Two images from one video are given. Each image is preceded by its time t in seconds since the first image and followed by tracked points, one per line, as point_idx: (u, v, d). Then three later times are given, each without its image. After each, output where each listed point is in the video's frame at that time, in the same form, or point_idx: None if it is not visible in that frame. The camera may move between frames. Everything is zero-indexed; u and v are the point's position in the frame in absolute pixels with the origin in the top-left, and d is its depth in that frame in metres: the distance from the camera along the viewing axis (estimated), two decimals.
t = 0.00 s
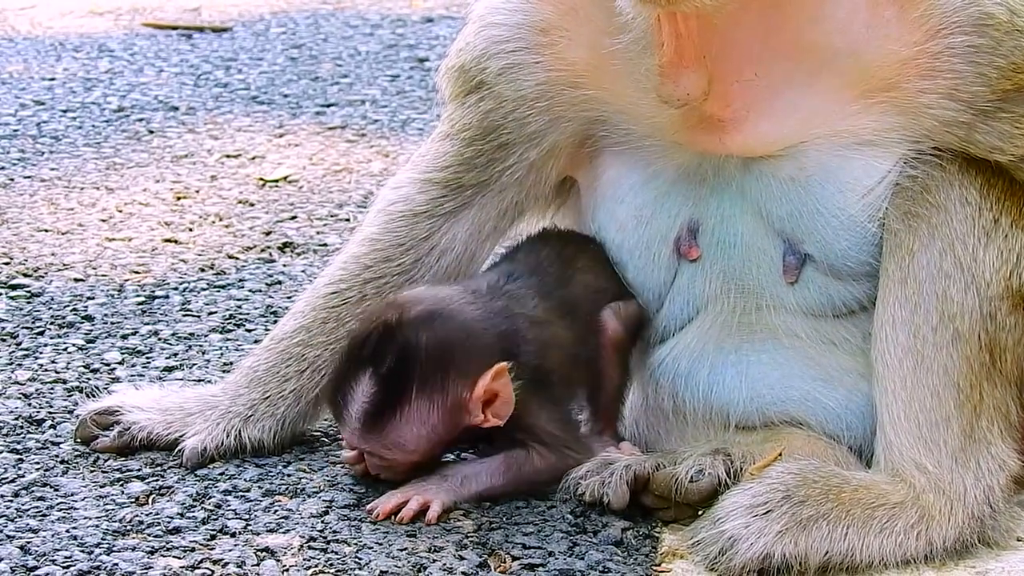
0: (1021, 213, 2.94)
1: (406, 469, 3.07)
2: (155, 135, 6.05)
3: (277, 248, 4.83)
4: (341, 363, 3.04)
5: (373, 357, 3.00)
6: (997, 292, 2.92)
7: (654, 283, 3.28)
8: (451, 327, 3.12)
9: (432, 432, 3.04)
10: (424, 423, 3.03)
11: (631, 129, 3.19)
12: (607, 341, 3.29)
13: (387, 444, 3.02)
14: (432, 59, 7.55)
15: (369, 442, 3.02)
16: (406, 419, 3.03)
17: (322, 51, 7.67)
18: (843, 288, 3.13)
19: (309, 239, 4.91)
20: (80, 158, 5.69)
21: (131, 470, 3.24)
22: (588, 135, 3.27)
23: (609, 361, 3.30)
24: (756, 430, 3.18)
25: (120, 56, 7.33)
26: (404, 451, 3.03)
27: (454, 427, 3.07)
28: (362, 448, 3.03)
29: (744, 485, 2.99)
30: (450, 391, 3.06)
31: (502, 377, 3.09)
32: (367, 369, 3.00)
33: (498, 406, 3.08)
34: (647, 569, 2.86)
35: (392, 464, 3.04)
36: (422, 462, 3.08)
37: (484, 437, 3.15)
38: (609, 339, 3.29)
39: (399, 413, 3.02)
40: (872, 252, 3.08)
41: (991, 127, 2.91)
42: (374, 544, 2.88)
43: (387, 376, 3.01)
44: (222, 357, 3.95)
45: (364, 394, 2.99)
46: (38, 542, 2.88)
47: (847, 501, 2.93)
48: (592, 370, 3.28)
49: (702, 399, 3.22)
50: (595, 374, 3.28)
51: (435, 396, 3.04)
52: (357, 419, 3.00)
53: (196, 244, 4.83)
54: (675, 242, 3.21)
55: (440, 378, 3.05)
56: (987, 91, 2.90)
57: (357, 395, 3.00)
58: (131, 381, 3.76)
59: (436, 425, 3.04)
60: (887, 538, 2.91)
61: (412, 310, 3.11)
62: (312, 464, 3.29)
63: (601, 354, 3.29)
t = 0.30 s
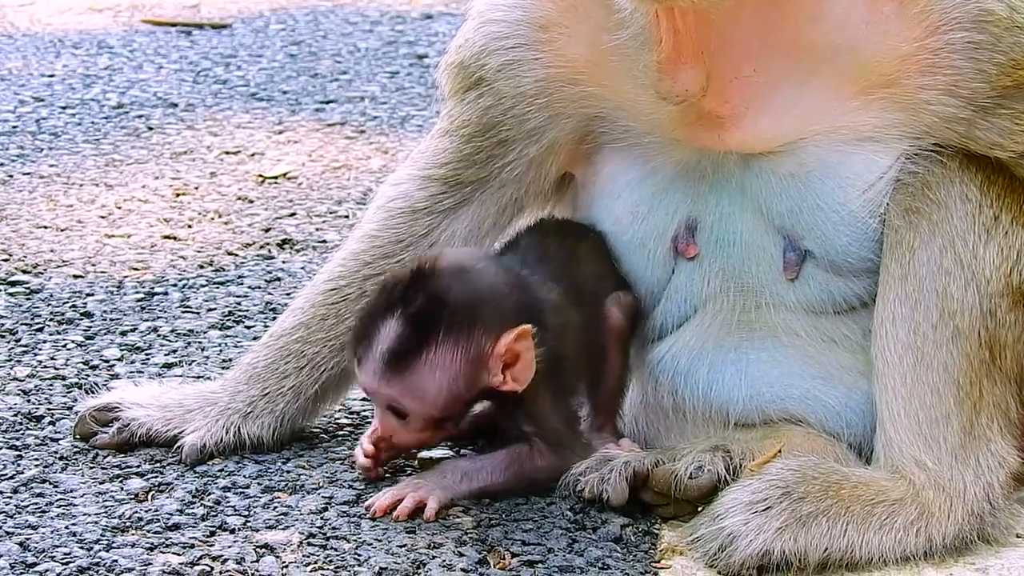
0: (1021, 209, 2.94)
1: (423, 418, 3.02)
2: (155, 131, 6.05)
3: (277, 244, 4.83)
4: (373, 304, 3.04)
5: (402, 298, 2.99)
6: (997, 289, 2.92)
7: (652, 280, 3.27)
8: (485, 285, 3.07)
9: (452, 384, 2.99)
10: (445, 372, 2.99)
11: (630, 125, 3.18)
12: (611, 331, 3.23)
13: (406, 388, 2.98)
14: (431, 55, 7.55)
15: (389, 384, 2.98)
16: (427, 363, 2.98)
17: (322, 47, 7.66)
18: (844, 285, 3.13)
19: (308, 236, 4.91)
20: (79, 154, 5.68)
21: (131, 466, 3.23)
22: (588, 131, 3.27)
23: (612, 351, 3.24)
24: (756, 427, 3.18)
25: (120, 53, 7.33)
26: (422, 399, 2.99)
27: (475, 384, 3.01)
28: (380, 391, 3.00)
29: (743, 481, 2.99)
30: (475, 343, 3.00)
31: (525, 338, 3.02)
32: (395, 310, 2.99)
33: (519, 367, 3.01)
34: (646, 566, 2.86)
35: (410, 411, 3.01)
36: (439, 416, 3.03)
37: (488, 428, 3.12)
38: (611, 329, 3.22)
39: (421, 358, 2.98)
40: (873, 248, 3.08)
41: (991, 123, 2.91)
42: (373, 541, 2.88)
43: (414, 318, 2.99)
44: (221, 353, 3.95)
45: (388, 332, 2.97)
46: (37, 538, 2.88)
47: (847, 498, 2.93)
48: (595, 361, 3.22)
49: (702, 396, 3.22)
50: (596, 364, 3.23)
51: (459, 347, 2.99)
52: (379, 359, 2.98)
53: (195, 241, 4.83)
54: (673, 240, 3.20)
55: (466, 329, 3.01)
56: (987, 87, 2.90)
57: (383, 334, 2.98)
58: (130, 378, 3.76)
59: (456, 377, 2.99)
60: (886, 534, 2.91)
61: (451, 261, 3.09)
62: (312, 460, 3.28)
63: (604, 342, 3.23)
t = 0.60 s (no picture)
0: None
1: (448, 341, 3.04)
2: (154, 128, 6.04)
3: (277, 241, 4.82)
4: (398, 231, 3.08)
5: (425, 219, 3.04)
6: (1000, 288, 2.93)
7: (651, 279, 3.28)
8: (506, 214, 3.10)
9: (474, 301, 3.02)
10: (467, 288, 3.02)
11: (630, 124, 3.18)
12: (616, 316, 3.25)
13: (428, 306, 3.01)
14: (431, 52, 7.55)
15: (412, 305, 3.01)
16: (445, 279, 3.02)
17: (321, 44, 7.65)
18: (846, 283, 3.12)
19: (309, 233, 4.90)
20: (79, 151, 5.68)
21: (132, 463, 3.23)
22: (589, 130, 3.26)
23: (615, 335, 3.26)
24: (757, 426, 3.17)
25: (120, 49, 7.32)
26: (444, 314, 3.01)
27: (497, 303, 3.03)
28: (402, 313, 3.02)
29: (745, 480, 2.99)
30: (496, 261, 3.03)
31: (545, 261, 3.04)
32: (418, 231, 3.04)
33: (540, 289, 3.03)
34: (648, 564, 2.86)
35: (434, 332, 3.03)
36: (460, 340, 3.05)
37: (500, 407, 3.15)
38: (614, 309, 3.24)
39: (438, 278, 3.02)
40: (875, 246, 3.07)
41: (992, 122, 2.91)
42: (374, 538, 2.88)
43: (436, 239, 3.03)
44: (222, 350, 3.95)
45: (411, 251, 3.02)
46: (38, 535, 2.87)
47: (849, 496, 2.93)
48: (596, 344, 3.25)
49: (703, 395, 3.21)
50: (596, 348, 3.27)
51: (480, 267, 3.03)
52: (400, 280, 3.02)
53: (195, 237, 4.82)
54: (665, 242, 3.22)
55: (487, 250, 3.04)
56: (988, 85, 2.90)
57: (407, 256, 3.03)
58: (131, 374, 3.76)
59: (478, 293, 3.02)
60: (888, 533, 2.90)
61: (474, 188, 3.13)
62: (313, 457, 3.28)
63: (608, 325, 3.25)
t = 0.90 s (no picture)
0: None
1: (434, 379, 3.07)
2: (156, 125, 6.04)
3: (278, 238, 4.82)
4: (361, 282, 3.05)
5: (383, 277, 3.00)
6: (1002, 285, 2.92)
7: (655, 277, 3.29)
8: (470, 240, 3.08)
9: (449, 346, 3.02)
10: (440, 336, 3.01)
11: (632, 119, 3.18)
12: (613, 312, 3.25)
13: (407, 359, 3.02)
14: (432, 50, 7.54)
15: (391, 360, 3.02)
16: (421, 333, 3.00)
17: (323, 41, 7.65)
18: (849, 280, 3.13)
19: (309, 229, 4.90)
20: (80, 147, 5.68)
21: (132, 459, 3.23)
22: (592, 126, 3.25)
23: (613, 332, 3.25)
24: (758, 423, 3.17)
25: (121, 46, 7.32)
26: (425, 364, 3.03)
27: (472, 339, 3.03)
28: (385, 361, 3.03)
29: (746, 476, 2.98)
30: (463, 304, 3.02)
31: (513, 289, 3.03)
32: (381, 290, 3.00)
33: (514, 317, 3.03)
34: (648, 560, 2.86)
35: (417, 377, 3.05)
36: (446, 372, 3.07)
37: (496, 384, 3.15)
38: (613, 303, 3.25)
39: (417, 330, 3.00)
40: (878, 244, 3.08)
41: (993, 119, 2.92)
42: (375, 534, 2.87)
43: (400, 295, 3.00)
44: (223, 347, 3.94)
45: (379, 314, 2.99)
46: (39, 530, 2.87)
47: (850, 493, 2.93)
48: (596, 341, 3.24)
49: (705, 391, 3.21)
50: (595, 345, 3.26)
51: (448, 312, 3.01)
52: (375, 340, 3.01)
53: (196, 234, 4.82)
54: (670, 238, 3.22)
55: (450, 294, 3.01)
56: (990, 82, 2.91)
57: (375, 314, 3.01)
58: (132, 371, 3.76)
59: (451, 339, 3.02)
60: (889, 530, 2.90)
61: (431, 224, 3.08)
62: (313, 453, 3.27)
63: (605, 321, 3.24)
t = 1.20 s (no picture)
0: None
1: (381, 416, 3.13)
2: (157, 122, 6.04)
3: (279, 236, 4.82)
4: (304, 322, 3.12)
5: (325, 315, 3.07)
6: (1003, 284, 2.93)
7: (659, 275, 3.27)
8: (409, 270, 3.15)
9: (395, 378, 3.09)
10: (387, 370, 3.08)
11: (633, 116, 3.17)
12: (589, 329, 3.25)
13: (354, 396, 3.09)
14: (433, 47, 7.54)
15: (338, 397, 3.09)
16: (366, 368, 3.07)
17: (324, 38, 7.65)
18: (853, 279, 3.12)
19: (311, 227, 4.90)
20: (82, 145, 5.68)
21: (135, 458, 3.23)
22: (595, 126, 3.24)
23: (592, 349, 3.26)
24: (760, 421, 3.17)
25: (122, 43, 7.32)
26: (374, 399, 3.10)
27: (417, 369, 3.11)
28: (333, 402, 3.10)
29: (747, 475, 2.98)
30: (406, 335, 3.08)
31: (456, 314, 3.10)
32: (324, 327, 3.07)
33: (459, 342, 3.11)
34: (650, 559, 2.86)
35: (366, 414, 3.12)
36: (396, 406, 3.13)
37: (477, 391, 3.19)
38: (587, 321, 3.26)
39: (363, 363, 3.07)
40: (880, 243, 3.08)
41: (992, 118, 2.92)
42: (378, 534, 2.88)
43: (342, 331, 3.06)
44: (225, 345, 3.95)
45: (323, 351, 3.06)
46: (41, 530, 2.88)
47: (852, 491, 2.93)
48: (577, 360, 3.26)
49: (707, 390, 3.20)
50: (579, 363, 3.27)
51: (392, 344, 3.07)
52: (323, 378, 3.08)
53: (198, 232, 4.82)
54: (678, 235, 3.20)
55: (393, 327, 3.07)
56: (989, 80, 2.90)
57: (321, 352, 3.08)
58: (134, 369, 3.76)
59: (397, 371, 3.08)
60: (891, 528, 2.90)
61: (370, 260, 3.15)
62: (316, 453, 3.27)
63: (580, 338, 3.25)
